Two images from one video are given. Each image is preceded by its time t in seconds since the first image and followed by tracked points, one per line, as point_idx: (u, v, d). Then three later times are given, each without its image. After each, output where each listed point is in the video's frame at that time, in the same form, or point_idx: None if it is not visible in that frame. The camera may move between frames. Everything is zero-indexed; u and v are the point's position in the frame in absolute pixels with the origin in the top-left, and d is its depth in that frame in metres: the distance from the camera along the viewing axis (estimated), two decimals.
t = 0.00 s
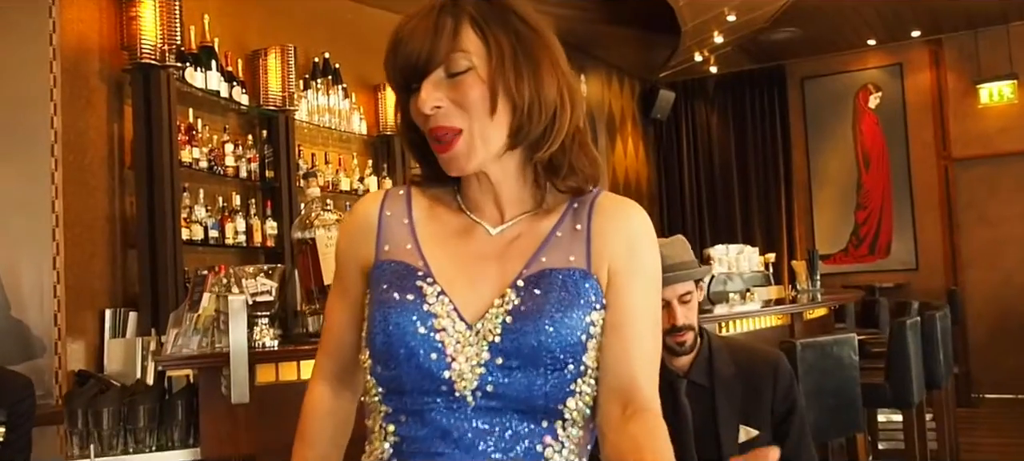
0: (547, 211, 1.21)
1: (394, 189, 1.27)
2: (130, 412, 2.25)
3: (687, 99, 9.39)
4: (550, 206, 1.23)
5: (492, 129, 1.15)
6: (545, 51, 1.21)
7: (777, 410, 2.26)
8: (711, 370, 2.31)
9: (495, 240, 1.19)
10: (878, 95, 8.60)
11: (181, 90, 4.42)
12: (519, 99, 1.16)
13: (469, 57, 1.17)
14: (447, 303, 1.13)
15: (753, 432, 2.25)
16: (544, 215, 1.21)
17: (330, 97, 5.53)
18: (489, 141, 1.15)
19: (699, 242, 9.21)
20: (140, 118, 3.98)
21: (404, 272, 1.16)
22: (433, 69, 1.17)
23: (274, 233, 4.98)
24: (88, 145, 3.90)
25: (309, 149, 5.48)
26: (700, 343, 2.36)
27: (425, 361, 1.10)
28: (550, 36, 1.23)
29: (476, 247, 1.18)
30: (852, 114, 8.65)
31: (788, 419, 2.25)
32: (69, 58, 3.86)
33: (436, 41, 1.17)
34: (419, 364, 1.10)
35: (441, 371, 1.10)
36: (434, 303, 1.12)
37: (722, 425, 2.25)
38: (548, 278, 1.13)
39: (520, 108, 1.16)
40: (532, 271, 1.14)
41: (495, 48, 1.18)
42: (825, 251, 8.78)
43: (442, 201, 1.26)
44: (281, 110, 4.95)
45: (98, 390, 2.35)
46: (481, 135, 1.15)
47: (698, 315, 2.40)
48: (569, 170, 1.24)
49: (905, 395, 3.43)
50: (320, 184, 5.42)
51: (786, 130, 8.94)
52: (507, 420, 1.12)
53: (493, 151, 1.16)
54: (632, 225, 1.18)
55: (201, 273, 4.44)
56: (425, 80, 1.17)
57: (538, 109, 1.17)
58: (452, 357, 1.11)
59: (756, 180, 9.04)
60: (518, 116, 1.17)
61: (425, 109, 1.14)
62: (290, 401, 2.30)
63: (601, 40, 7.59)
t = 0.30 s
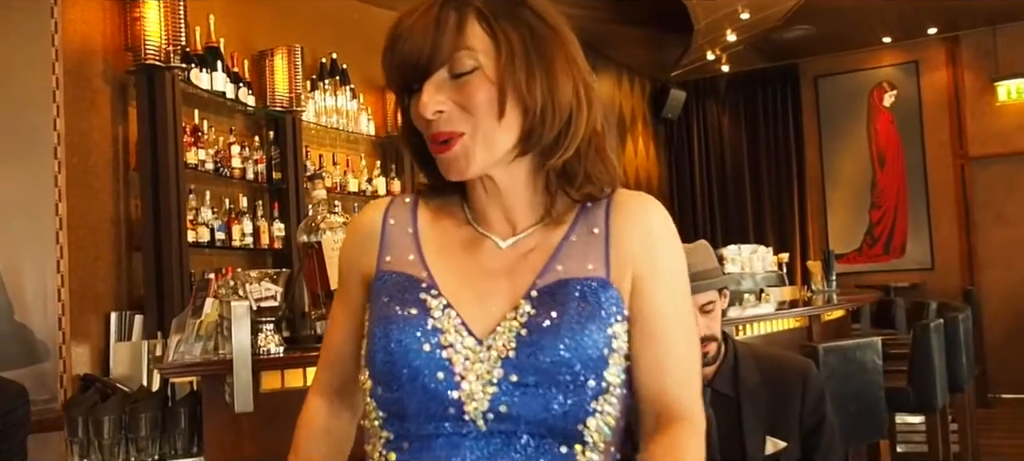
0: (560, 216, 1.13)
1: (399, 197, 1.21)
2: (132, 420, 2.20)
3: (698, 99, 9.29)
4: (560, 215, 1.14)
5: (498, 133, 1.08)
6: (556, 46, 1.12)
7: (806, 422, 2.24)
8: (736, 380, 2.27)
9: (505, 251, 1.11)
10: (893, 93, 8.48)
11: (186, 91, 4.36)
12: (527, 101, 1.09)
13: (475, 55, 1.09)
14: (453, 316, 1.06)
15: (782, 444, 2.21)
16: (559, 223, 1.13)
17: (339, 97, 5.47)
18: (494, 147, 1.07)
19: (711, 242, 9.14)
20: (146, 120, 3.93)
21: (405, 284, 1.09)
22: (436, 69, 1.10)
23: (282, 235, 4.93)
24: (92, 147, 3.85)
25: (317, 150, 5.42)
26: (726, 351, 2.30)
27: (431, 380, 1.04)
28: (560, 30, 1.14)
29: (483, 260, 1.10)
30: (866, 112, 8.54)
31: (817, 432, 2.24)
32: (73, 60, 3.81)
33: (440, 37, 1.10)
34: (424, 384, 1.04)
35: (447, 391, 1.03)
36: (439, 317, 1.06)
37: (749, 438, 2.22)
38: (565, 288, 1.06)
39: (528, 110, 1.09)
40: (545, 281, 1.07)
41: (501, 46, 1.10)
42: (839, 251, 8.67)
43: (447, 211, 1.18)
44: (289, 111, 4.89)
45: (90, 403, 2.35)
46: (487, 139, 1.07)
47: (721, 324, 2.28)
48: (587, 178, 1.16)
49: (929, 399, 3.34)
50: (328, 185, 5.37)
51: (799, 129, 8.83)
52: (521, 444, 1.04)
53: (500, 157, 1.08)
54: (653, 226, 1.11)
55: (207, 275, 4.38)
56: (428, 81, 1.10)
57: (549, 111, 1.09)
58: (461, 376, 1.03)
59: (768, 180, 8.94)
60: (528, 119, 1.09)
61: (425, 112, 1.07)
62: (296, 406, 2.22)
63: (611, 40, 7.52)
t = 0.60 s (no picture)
0: (578, 245, 1.21)
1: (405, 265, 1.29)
2: (134, 429, 2.13)
3: (710, 98, 9.19)
4: (577, 241, 1.21)
5: (526, 151, 1.13)
6: (590, 67, 1.17)
7: (840, 433, 2.20)
8: (766, 387, 2.22)
9: (522, 281, 1.18)
10: (909, 91, 8.36)
11: (194, 91, 4.29)
12: (550, 122, 1.14)
13: (507, 63, 1.14)
14: (478, 361, 1.11)
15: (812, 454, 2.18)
16: (576, 250, 1.20)
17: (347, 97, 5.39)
18: (511, 166, 1.12)
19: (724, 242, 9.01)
20: (151, 118, 3.85)
21: (417, 338, 1.16)
22: (463, 75, 1.15)
23: (290, 236, 4.85)
24: (98, 148, 3.78)
25: (326, 151, 5.36)
26: (753, 356, 2.23)
27: (463, 431, 1.10)
28: (593, 54, 1.18)
29: (499, 292, 1.18)
30: (882, 111, 8.43)
31: (853, 442, 2.19)
32: (79, 59, 3.75)
33: (471, 38, 1.15)
34: (449, 438, 1.10)
35: (479, 443, 1.09)
36: (463, 364, 1.11)
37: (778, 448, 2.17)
38: (602, 320, 1.11)
39: (552, 135, 1.14)
40: (585, 314, 1.12)
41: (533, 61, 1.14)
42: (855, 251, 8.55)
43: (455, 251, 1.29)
44: (297, 111, 4.81)
45: (92, 409, 2.29)
46: (513, 157, 1.12)
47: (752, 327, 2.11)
48: (603, 205, 1.24)
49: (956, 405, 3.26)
50: (337, 185, 5.29)
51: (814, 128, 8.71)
52: None
53: (519, 177, 1.13)
54: (700, 267, 1.15)
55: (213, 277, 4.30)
56: (451, 88, 1.15)
57: (576, 138, 1.15)
58: (494, 423, 1.09)
59: (782, 179, 8.82)
60: (556, 136, 1.14)
61: (449, 120, 1.13)
62: (309, 415, 2.15)
63: (623, 38, 7.42)
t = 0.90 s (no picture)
0: (564, 217, 1.06)
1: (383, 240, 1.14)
2: (134, 441, 2.08)
3: (722, 99, 9.08)
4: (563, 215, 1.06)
5: (580, 89, 1.06)
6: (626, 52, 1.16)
7: (866, 445, 2.09)
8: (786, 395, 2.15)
9: (504, 258, 1.03)
10: (924, 92, 8.25)
11: (200, 93, 4.24)
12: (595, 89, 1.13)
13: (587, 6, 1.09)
14: (451, 366, 0.97)
15: None
16: (561, 221, 1.05)
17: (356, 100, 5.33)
18: (571, 98, 1.04)
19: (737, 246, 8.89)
20: (157, 122, 3.80)
21: (385, 335, 1.02)
22: None
23: (298, 240, 4.79)
24: (103, 152, 3.73)
25: (334, 153, 5.29)
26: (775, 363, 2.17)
27: (435, 445, 0.96)
28: (633, 42, 1.18)
29: (475, 273, 1.02)
30: (897, 111, 8.31)
31: (881, 454, 2.07)
32: (83, 61, 3.68)
33: None
34: (427, 450, 0.96)
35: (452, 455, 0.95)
36: (433, 369, 0.97)
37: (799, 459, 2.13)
38: (585, 310, 0.95)
39: (591, 103, 1.13)
40: (564, 303, 0.97)
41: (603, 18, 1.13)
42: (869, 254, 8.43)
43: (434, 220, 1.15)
44: (305, 114, 4.75)
45: (91, 420, 2.23)
46: (575, 88, 1.04)
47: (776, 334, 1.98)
48: (604, 179, 1.11)
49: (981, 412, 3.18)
50: (347, 189, 5.23)
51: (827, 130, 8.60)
52: None
53: (564, 119, 1.05)
54: (702, 240, 0.97)
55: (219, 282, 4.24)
56: None
57: (612, 114, 1.13)
58: (468, 432, 0.95)
59: (796, 181, 8.71)
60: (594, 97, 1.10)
61: (536, 23, 1.02)
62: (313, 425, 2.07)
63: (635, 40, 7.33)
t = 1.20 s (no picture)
0: (563, 242, 0.90)
1: (356, 259, 0.96)
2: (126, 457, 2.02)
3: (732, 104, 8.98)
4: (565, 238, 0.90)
5: (594, 111, 0.91)
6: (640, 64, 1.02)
7: None
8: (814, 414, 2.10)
9: (499, 289, 0.86)
10: (936, 96, 8.14)
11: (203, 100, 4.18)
12: (599, 119, 0.99)
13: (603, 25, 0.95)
14: (440, 410, 0.82)
15: None
16: (560, 246, 0.89)
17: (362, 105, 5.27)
18: (587, 123, 0.90)
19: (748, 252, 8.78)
20: (158, 129, 3.74)
21: (364, 373, 0.86)
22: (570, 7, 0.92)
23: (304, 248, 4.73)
24: (104, 159, 3.68)
25: (340, 160, 5.23)
26: (798, 382, 2.10)
27: None
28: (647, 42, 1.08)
29: (465, 302, 0.87)
30: (910, 116, 8.19)
31: None
32: (83, 67, 3.63)
33: None
34: None
35: None
36: (422, 414, 0.82)
37: None
38: (594, 348, 0.81)
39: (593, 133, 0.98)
40: (570, 339, 0.82)
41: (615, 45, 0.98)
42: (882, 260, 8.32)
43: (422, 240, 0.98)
44: (310, 119, 4.69)
45: (85, 436, 2.15)
46: (588, 112, 0.90)
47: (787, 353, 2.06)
48: (605, 201, 0.97)
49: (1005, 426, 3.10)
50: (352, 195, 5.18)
51: (838, 134, 8.50)
52: None
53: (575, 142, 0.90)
54: (709, 265, 0.84)
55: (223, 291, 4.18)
56: (568, 9, 0.91)
57: (614, 148, 0.99)
58: None
59: (806, 186, 8.61)
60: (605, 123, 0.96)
61: (568, 32, 0.89)
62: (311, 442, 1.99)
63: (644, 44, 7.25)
